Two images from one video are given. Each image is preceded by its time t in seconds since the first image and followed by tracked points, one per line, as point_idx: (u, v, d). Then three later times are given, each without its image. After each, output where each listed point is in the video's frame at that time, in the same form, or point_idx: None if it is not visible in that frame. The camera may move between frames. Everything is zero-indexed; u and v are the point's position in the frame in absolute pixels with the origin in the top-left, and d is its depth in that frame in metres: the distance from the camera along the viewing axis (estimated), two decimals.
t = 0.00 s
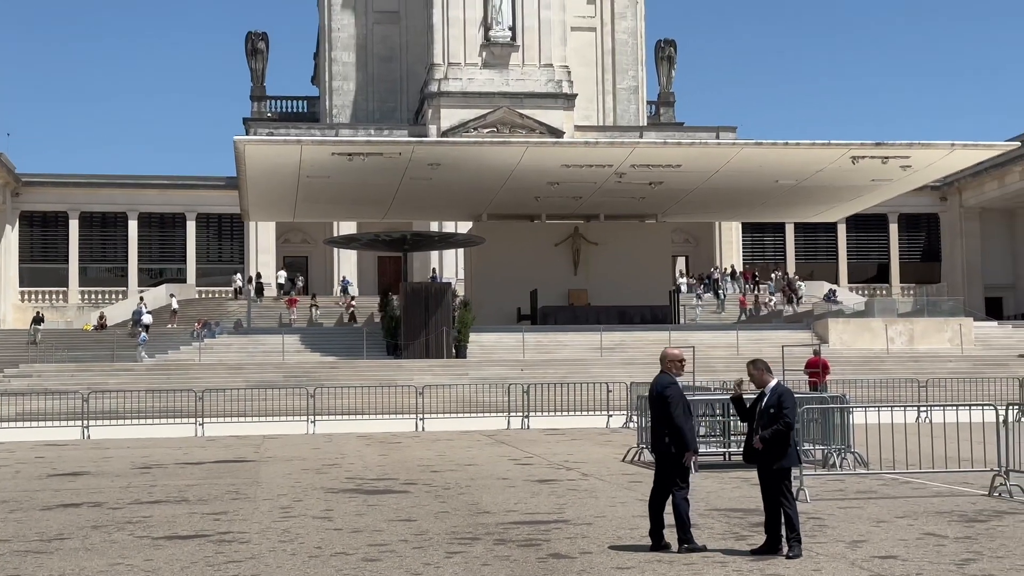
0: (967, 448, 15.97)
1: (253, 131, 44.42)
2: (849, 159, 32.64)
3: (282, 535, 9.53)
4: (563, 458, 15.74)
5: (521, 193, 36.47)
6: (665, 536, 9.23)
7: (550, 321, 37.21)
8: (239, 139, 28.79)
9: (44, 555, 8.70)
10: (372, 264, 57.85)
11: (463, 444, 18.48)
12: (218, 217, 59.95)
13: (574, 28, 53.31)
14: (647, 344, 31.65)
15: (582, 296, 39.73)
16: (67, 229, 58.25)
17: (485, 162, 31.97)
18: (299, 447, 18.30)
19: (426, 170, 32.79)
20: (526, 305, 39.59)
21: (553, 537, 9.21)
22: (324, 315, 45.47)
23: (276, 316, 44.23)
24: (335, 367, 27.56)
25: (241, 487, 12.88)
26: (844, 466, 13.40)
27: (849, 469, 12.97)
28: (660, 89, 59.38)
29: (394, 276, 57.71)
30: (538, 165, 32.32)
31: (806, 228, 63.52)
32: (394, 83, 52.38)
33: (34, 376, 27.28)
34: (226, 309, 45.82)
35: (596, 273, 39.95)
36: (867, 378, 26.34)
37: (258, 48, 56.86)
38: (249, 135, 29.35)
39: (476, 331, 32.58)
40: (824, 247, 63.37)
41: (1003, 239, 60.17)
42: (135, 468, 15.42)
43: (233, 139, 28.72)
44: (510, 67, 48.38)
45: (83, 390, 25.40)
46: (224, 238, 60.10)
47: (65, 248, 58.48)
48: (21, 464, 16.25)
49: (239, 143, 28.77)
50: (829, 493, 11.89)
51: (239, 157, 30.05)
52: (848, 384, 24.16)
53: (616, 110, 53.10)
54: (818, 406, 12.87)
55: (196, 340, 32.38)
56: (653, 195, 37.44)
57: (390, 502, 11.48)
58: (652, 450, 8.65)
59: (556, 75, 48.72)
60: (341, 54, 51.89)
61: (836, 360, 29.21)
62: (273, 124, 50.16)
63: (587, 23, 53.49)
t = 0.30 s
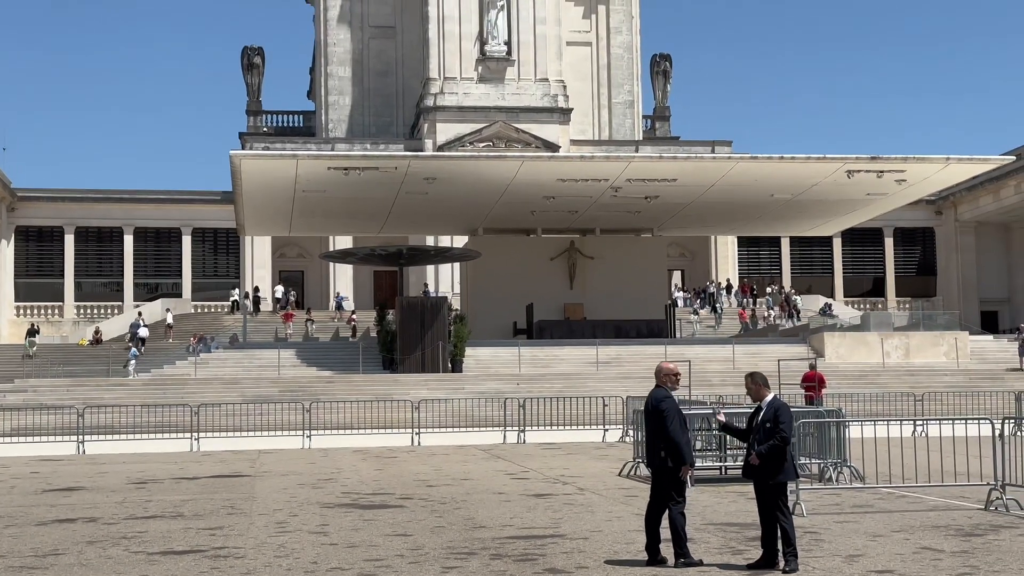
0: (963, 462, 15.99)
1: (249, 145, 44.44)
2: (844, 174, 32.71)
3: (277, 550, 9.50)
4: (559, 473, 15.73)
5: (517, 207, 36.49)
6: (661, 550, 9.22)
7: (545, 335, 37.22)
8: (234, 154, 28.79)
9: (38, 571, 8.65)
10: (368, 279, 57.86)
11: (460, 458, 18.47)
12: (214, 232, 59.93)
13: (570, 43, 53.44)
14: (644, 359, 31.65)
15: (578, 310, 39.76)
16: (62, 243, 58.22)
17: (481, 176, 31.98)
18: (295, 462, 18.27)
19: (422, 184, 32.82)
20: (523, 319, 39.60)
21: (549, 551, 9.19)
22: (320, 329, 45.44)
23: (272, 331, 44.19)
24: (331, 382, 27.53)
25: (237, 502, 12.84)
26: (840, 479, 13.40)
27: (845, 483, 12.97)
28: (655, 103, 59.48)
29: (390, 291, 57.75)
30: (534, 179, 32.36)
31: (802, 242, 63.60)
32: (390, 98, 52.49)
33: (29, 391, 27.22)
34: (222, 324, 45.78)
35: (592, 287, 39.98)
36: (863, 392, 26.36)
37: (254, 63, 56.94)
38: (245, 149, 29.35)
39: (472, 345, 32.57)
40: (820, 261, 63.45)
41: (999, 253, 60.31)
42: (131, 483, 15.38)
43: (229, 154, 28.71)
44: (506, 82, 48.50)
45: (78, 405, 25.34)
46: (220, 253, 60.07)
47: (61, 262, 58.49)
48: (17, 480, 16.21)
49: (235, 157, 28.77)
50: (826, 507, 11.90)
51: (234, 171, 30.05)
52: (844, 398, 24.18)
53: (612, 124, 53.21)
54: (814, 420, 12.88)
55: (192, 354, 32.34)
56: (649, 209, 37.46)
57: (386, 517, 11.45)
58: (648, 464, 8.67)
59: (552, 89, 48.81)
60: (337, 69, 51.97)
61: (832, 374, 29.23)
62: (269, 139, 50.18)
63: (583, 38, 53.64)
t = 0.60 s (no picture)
0: (964, 478, 15.94)
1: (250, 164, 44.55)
2: (844, 191, 32.75)
3: (277, 569, 9.49)
4: (560, 490, 15.69)
5: (517, 225, 36.53)
6: (663, 568, 9.19)
7: (545, 352, 37.21)
8: (234, 172, 28.84)
9: None
10: (368, 296, 57.87)
11: (460, 475, 18.44)
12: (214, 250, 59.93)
13: (569, 60, 53.54)
14: (644, 375, 31.62)
15: (578, 327, 39.73)
16: (63, 262, 58.30)
17: (481, 194, 32.02)
18: (295, 480, 18.24)
19: (422, 202, 32.88)
20: (523, 336, 39.57)
21: (549, 569, 9.17)
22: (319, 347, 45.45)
23: (273, 349, 44.22)
24: (332, 399, 27.49)
25: (236, 520, 12.81)
26: (842, 496, 13.38)
27: (846, 500, 12.94)
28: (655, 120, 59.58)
29: (390, 308, 57.75)
30: (534, 196, 32.42)
31: (802, 258, 63.61)
32: (390, 116, 52.61)
33: (29, 409, 27.21)
34: (222, 342, 45.79)
35: (592, 304, 39.97)
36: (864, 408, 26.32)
37: (255, 81, 57.05)
38: (245, 167, 29.39)
39: (472, 363, 32.53)
40: (820, 278, 63.44)
41: (998, 270, 60.37)
42: (131, 501, 15.34)
43: (229, 172, 28.75)
44: (506, 99, 48.60)
45: (78, 423, 25.31)
46: (219, 270, 60.03)
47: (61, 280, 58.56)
48: (16, 498, 16.18)
49: (235, 175, 28.80)
50: (827, 524, 11.87)
51: (235, 190, 30.10)
52: (843, 415, 24.15)
53: (611, 142, 53.30)
54: (814, 437, 12.88)
55: (192, 372, 32.31)
56: (650, 226, 37.47)
57: (386, 535, 11.43)
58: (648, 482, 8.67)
59: (552, 106, 48.89)
60: (336, 86, 52.02)
61: (832, 392, 29.19)
62: (269, 157, 50.20)
63: (582, 55, 53.76)
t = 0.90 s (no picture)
0: (969, 498, 15.88)
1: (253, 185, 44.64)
2: (847, 210, 32.79)
3: None
4: (563, 510, 15.63)
5: (520, 245, 36.57)
6: None
7: (548, 372, 37.17)
8: (238, 193, 28.90)
9: None
10: (371, 316, 57.89)
11: (463, 496, 18.37)
12: (217, 270, 59.94)
13: (572, 81, 53.66)
14: (648, 395, 31.55)
15: (581, 346, 39.78)
16: (66, 282, 58.36)
17: (485, 214, 32.07)
18: (298, 500, 18.19)
19: (425, 222, 32.93)
20: (526, 356, 39.53)
21: None
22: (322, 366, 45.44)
23: (276, 369, 44.22)
24: (335, 420, 27.43)
25: (239, 541, 12.78)
26: (846, 517, 13.32)
27: (850, 520, 12.88)
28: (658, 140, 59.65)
29: (393, 328, 57.73)
30: (537, 216, 32.47)
31: (805, 277, 63.56)
32: (393, 136, 52.72)
33: (32, 430, 27.19)
34: (225, 362, 45.78)
35: (595, 324, 40.06)
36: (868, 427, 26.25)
37: (258, 102, 57.21)
38: (249, 188, 29.45)
39: (475, 382, 32.48)
40: (823, 297, 63.35)
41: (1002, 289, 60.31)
42: (134, 522, 15.30)
43: (233, 193, 28.81)
44: (509, 119, 48.68)
45: (81, 444, 25.28)
46: (223, 291, 60.01)
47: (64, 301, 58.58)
48: (18, 519, 16.14)
49: (239, 196, 28.86)
50: (831, 544, 11.81)
51: (239, 210, 30.16)
52: (848, 434, 24.08)
53: (614, 161, 53.37)
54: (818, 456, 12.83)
55: (195, 392, 32.29)
56: (653, 246, 37.50)
57: (388, 556, 11.39)
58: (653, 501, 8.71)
59: (554, 126, 48.98)
60: (340, 107, 52.13)
61: (836, 411, 29.11)
62: (272, 177, 50.26)
63: (585, 76, 53.87)
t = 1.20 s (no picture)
0: (976, 520, 15.81)
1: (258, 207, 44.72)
2: (851, 231, 32.77)
3: None
4: (569, 532, 15.59)
5: (525, 266, 36.59)
6: None
7: (554, 394, 37.12)
8: (243, 216, 28.97)
9: None
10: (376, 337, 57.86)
11: (469, 517, 18.33)
12: (222, 293, 59.97)
13: (576, 102, 53.77)
14: (653, 416, 31.50)
15: (587, 367, 39.63)
16: (71, 305, 58.43)
17: (489, 236, 32.11)
18: (303, 523, 18.17)
19: (430, 244, 32.97)
20: (531, 378, 39.47)
21: None
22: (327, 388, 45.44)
23: (281, 391, 44.22)
24: (340, 442, 27.42)
25: (245, 564, 12.77)
26: (853, 537, 13.29)
27: (857, 541, 12.83)
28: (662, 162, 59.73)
29: (398, 350, 57.70)
30: (541, 238, 32.50)
31: (810, 298, 63.48)
32: (398, 157, 52.86)
33: (38, 452, 27.20)
34: (230, 384, 45.78)
35: (600, 345, 39.89)
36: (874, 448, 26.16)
37: (263, 124, 57.37)
38: (254, 211, 29.52)
39: (481, 404, 32.44)
40: (828, 317, 63.25)
41: (1007, 309, 60.23)
42: (140, 545, 15.30)
43: (238, 216, 28.89)
44: (514, 141, 48.78)
45: (86, 468, 25.27)
46: (228, 313, 60.01)
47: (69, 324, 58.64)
48: (25, 543, 16.14)
49: (244, 219, 28.94)
50: (838, 566, 11.77)
51: (244, 233, 30.22)
52: (854, 455, 24.00)
53: (619, 182, 53.44)
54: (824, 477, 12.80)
55: (201, 415, 32.29)
56: (657, 267, 37.49)
57: None
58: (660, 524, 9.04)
59: (559, 148, 49.08)
60: (344, 129, 52.30)
61: (842, 432, 29.03)
62: (277, 200, 50.38)
63: (590, 97, 53.98)
